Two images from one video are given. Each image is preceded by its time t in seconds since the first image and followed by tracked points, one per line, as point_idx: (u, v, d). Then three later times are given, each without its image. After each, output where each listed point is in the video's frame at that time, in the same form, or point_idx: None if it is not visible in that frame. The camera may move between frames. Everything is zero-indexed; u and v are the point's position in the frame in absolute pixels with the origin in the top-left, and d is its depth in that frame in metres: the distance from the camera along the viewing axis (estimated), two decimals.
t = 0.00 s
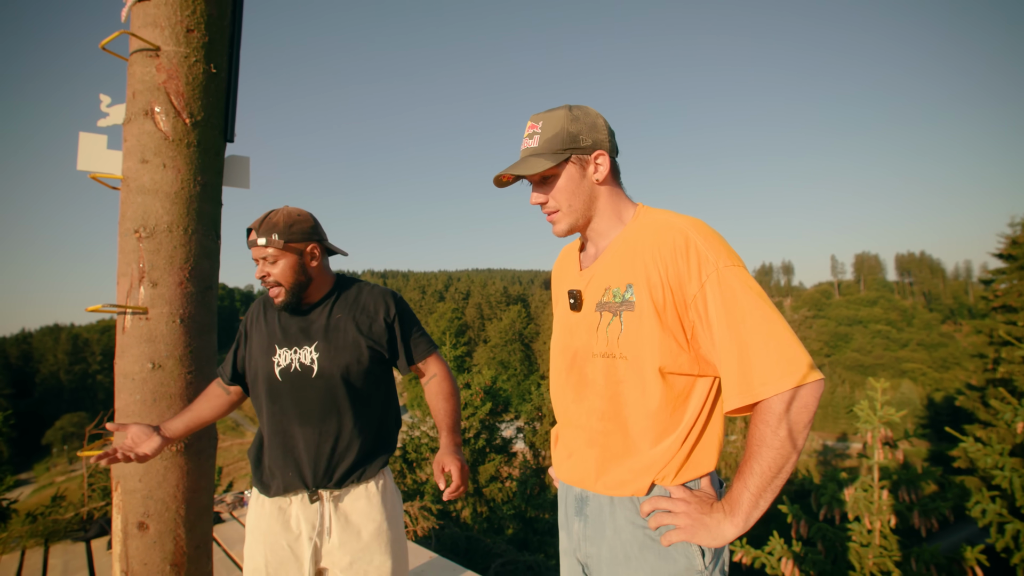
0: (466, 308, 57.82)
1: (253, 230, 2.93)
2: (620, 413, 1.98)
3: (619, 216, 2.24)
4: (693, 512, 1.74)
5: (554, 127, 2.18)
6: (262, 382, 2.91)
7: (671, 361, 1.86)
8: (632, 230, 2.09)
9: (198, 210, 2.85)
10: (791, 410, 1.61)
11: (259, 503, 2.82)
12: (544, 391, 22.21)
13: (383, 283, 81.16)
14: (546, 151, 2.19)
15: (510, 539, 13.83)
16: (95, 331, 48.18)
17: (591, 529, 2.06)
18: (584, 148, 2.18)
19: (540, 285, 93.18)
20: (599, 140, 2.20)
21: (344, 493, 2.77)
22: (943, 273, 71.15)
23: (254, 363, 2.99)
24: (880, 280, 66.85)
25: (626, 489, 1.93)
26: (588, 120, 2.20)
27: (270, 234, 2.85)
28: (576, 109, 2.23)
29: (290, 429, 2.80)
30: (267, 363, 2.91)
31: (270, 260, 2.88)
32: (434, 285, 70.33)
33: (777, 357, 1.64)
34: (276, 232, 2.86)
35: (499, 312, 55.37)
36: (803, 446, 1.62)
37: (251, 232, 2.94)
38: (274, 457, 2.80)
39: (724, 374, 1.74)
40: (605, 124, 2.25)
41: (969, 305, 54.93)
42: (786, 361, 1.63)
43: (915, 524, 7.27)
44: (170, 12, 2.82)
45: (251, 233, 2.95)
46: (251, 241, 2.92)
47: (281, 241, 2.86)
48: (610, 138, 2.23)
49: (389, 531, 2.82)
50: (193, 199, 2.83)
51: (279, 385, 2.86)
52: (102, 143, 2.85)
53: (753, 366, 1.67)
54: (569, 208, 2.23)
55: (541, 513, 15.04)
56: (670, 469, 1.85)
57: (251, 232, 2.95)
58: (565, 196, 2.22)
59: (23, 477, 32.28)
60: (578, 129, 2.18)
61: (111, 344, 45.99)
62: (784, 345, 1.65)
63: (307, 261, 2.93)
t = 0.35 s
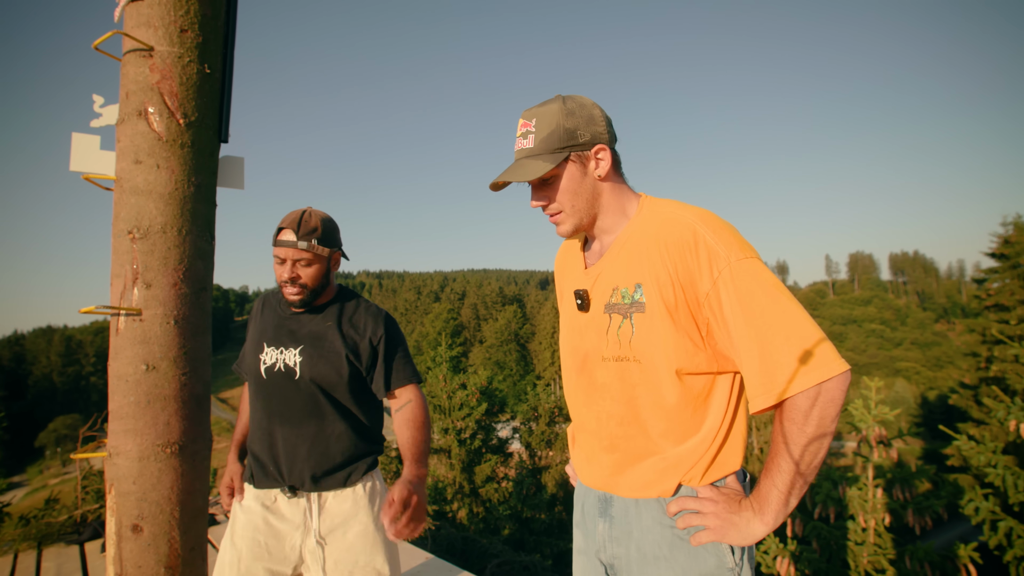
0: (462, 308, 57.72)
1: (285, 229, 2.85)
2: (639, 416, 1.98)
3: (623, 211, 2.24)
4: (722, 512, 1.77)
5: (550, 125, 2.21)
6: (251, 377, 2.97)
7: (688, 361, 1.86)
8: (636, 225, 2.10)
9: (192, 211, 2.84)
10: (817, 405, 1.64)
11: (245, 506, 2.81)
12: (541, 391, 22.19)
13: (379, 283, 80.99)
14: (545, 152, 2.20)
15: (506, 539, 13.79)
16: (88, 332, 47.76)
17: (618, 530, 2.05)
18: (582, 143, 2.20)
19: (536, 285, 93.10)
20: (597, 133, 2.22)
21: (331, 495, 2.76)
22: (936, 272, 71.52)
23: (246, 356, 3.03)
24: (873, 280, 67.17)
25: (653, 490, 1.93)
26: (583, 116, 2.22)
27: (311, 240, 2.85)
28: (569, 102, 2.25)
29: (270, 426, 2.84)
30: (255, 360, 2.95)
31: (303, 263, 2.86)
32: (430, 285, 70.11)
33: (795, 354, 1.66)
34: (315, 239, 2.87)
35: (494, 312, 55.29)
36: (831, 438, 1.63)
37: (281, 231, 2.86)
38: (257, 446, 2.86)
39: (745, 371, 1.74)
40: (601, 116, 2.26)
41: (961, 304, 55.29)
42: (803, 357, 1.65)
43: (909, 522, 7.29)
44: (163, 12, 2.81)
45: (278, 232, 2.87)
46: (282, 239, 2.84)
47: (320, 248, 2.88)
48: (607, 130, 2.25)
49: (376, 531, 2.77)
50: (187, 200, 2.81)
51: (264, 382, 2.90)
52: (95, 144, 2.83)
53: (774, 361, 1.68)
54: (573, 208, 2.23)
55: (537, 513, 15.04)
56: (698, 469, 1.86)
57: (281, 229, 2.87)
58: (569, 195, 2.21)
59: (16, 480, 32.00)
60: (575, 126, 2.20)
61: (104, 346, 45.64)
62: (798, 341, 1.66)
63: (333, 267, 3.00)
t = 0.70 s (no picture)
0: (462, 308, 57.70)
1: (209, 235, 2.49)
2: (650, 416, 1.97)
3: (629, 210, 2.23)
4: (737, 510, 1.80)
5: (551, 135, 2.18)
6: (180, 398, 2.51)
7: (699, 362, 1.86)
8: (643, 224, 2.08)
9: (192, 210, 2.84)
10: (829, 403, 1.64)
11: (174, 542, 2.44)
12: (540, 391, 22.16)
13: (379, 283, 80.91)
14: (551, 165, 2.17)
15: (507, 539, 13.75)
16: (87, 332, 47.61)
17: (632, 527, 2.04)
18: (585, 149, 2.18)
19: (536, 284, 93.00)
20: (598, 137, 2.19)
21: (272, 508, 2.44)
22: (936, 272, 71.44)
23: (166, 374, 2.56)
24: (873, 279, 67.14)
25: (668, 490, 1.94)
26: (583, 120, 2.20)
27: (240, 248, 2.50)
28: (567, 107, 2.22)
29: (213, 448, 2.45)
30: (187, 379, 2.49)
31: (230, 273, 2.49)
32: (431, 285, 70.03)
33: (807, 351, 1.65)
34: (246, 246, 2.53)
35: (495, 311, 55.23)
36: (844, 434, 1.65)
37: (207, 239, 2.48)
38: (199, 471, 2.45)
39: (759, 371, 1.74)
40: (600, 117, 2.24)
41: (962, 304, 55.29)
42: (814, 354, 1.64)
43: (910, 521, 7.29)
44: (163, 11, 2.80)
45: (204, 241, 2.49)
46: (207, 247, 2.48)
47: (250, 257, 2.52)
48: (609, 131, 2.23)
49: (326, 534, 2.49)
50: (187, 199, 2.82)
51: (199, 402, 2.47)
52: (95, 143, 2.83)
53: (788, 360, 1.67)
54: (583, 215, 2.21)
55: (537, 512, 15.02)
56: (713, 469, 1.88)
57: (203, 235, 2.50)
58: (578, 204, 2.20)
59: (15, 480, 31.94)
60: (577, 133, 2.18)
61: (104, 346, 45.52)
62: (806, 338, 1.65)
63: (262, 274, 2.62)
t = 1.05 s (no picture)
0: (475, 304, 57.68)
1: (204, 226, 2.44)
2: (626, 404, 2.02)
3: (617, 214, 2.25)
4: (698, 493, 1.85)
5: (539, 142, 2.21)
6: (179, 398, 2.44)
7: (676, 355, 1.92)
8: (636, 226, 2.11)
9: (212, 204, 2.88)
10: (785, 398, 1.75)
11: (180, 541, 2.42)
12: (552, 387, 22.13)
13: (392, 278, 81.24)
14: (539, 166, 2.20)
15: (518, 535, 13.78)
16: (106, 325, 48.40)
17: (602, 513, 2.09)
18: (574, 152, 2.20)
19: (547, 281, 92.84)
20: (585, 141, 2.23)
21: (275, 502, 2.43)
22: (956, 270, 70.08)
23: (161, 378, 2.48)
24: (891, 278, 66.08)
25: (636, 475, 1.99)
26: (570, 126, 2.22)
27: (233, 243, 2.45)
28: (556, 117, 2.24)
29: (217, 446, 2.41)
30: (186, 379, 2.43)
31: (218, 267, 2.42)
32: (443, 281, 70.14)
33: (773, 354, 1.75)
34: (239, 244, 2.48)
35: (507, 308, 55.24)
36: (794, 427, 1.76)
37: (201, 229, 2.44)
38: (200, 472, 2.41)
39: (728, 367, 1.80)
40: (588, 125, 2.27)
41: (982, 303, 54.21)
42: (779, 353, 1.74)
43: (928, 522, 7.19)
44: (183, 8, 2.83)
45: (197, 230, 2.45)
46: (199, 239, 2.43)
47: (242, 254, 2.47)
48: (596, 137, 2.26)
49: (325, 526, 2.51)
50: (206, 194, 2.86)
51: (199, 401, 2.42)
52: (117, 139, 2.87)
53: (754, 358, 1.76)
54: (573, 213, 2.22)
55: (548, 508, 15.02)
56: (678, 456, 1.94)
57: (198, 227, 2.45)
58: (569, 204, 2.21)
59: (38, 469, 32.63)
60: (564, 136, 2.19)
61: (123, 339, 46.22)
62: (773, 338, 1.75)
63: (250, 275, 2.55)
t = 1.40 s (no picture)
0: (500, 300, 57.78)
1: (248, 216, 2.48)
2: (628, 394, 2.11)
3: (617, 221, 2.32)
4: (695, 474, 1.97)
5: (547, 147, 2.29)
6: (216, 384, 2.45)
7: (675, 347, 2.05)
8: (637, 229, 2.21)
9: (251, 199, 2.95)
10: (773, 386, 1.91)
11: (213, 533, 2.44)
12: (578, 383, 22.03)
13: (418, 273, 81.97)
14: (540, 170, 2.29)
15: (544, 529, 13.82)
16: (145, 317, 50.06)
17: (604, 496, 2.13)
18: (575, 163, 2.27)
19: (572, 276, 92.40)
20: (591, 154, 2.28)
21: (305, 493, 2.47)
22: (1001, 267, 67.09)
23: (196, 365, 2.47)
24: (930, 275, 63.70)
25: (636, 459, 2.07)
26: (577, 138, 2.28)
27: (276, 233, 2.50)
28: (566, 127, 2.31)
29: (251, 433, 2.41)
30: (222, 367, 2.44)
31: (260, 256, 2.46)
32: (469, 276, 70.41)
33: (762, 346, 1.91)
34: (281, 233, 2.53)
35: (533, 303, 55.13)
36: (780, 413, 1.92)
37: (246, 218, 2.46)
38: (232, 461, 2.41)
39: (718, 359, 1.97)
40: (596, 139, 2.31)
41: None
42: (768, 346, 1.91)
43: (970, 528, 6.94)
44: (223, 7, 2.89)
45: (243, 218, 2.47)
46: (243, 227, 2.46)
47: (284, 244, 2.52)
48: (601, 152, 2.30)
49: (354, 513, 2.57)
50: (245, 189, 2.92)
51: (236, 389, 2.43)
52: (160, 136, 2.96)
53: (743, 350, 1.93)
54: (568, 218, 2.30)
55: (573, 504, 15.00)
56: (675, 442, 2.05)
57: (241, 215, 2.48)
58: (564, 208, 2.29)
59: (82, 454, 34.13)
60: (569, 147, 2.26)
61: (160, 331, 47.75)
62: (762, 332, 1.92)
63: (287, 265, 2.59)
